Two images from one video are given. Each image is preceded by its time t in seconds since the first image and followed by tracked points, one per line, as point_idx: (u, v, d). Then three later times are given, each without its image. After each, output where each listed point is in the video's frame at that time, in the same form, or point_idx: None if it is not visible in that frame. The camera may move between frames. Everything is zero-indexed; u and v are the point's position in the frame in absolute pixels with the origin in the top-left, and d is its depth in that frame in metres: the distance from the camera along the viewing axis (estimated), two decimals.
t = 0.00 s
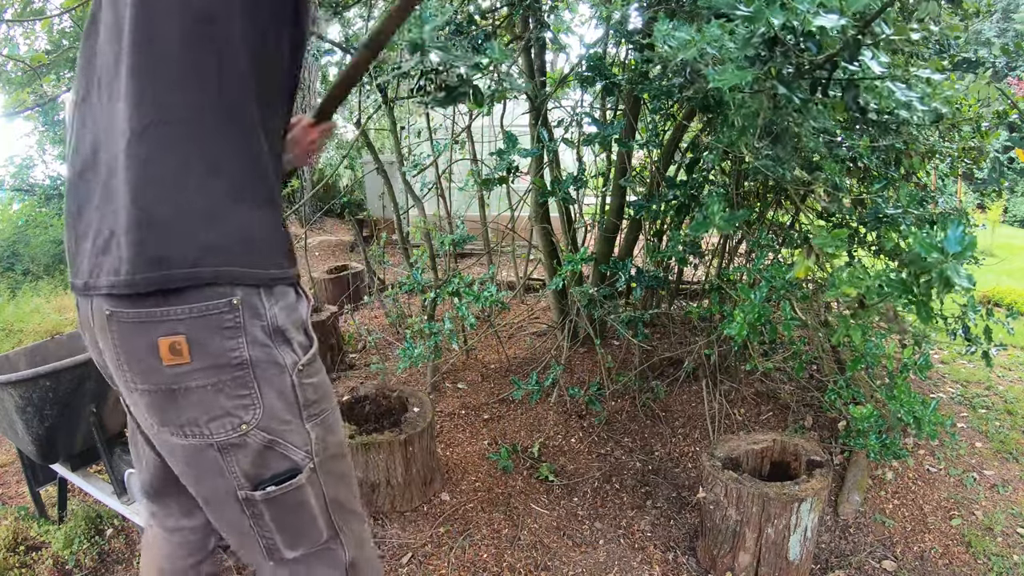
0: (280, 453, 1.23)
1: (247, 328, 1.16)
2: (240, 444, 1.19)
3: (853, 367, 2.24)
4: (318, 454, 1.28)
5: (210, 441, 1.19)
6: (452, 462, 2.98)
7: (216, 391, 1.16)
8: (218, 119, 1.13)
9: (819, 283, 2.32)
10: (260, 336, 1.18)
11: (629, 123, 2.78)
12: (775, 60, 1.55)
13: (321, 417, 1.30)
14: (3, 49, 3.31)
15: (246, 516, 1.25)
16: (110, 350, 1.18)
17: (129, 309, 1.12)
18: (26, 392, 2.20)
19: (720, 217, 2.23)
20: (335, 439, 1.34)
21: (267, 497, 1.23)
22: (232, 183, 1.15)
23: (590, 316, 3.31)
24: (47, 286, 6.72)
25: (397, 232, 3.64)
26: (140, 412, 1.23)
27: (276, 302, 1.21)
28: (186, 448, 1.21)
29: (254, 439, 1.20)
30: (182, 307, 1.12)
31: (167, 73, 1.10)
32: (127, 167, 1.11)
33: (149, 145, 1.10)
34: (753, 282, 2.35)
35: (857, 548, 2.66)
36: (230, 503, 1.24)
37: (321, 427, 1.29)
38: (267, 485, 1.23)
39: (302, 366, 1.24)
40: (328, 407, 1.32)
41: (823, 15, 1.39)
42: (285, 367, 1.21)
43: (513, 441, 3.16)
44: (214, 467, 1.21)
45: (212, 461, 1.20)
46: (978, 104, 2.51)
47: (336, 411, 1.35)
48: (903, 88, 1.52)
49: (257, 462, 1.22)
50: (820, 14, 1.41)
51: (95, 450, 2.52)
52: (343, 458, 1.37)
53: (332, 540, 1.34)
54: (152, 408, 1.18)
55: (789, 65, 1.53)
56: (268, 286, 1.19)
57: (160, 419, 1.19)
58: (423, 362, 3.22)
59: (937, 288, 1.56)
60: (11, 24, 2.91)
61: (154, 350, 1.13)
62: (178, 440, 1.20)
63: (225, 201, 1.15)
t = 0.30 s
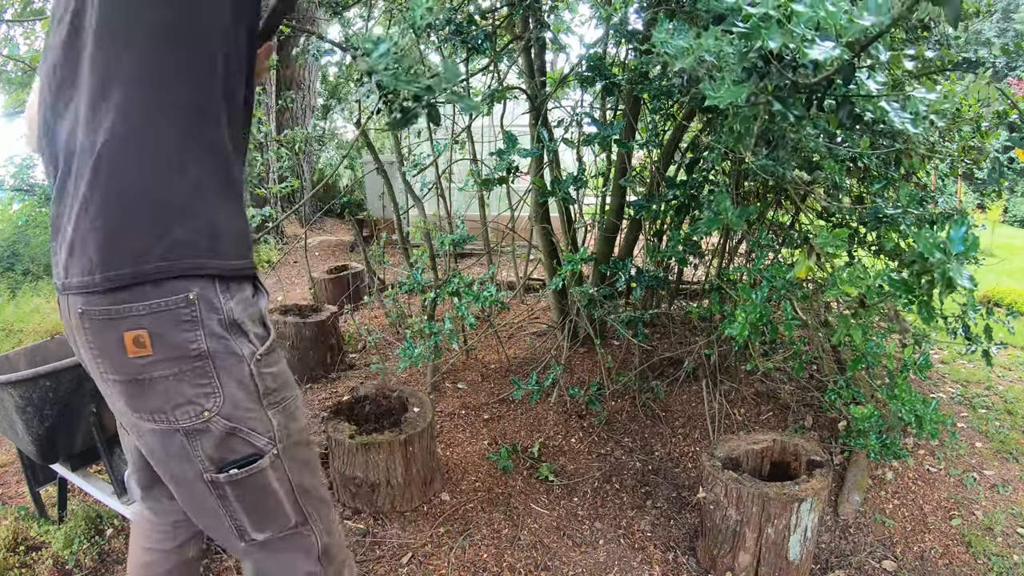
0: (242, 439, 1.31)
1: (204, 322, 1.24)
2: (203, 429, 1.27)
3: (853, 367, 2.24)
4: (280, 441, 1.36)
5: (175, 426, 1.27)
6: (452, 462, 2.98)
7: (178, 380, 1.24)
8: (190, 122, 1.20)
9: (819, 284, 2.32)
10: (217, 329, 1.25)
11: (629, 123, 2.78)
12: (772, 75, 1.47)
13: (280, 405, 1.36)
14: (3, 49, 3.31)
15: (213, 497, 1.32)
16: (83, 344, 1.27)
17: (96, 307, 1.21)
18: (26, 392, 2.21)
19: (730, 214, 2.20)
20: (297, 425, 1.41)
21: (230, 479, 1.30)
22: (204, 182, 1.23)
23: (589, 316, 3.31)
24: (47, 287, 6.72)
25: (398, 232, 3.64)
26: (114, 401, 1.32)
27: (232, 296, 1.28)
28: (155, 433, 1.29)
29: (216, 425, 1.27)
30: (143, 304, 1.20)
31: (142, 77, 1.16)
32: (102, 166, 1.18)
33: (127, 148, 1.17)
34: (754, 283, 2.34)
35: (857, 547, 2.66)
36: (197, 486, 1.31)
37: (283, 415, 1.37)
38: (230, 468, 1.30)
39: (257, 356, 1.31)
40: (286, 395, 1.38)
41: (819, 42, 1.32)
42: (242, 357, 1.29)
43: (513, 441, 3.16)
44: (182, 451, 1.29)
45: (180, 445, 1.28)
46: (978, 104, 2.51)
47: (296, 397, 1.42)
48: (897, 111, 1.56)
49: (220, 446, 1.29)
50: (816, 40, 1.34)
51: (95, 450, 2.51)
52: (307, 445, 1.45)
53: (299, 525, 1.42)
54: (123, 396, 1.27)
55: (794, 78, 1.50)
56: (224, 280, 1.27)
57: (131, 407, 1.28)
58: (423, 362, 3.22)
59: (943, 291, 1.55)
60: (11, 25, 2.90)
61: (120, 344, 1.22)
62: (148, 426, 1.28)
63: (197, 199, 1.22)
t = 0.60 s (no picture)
0: (183, 420, 1.38)
1: (144, 310, 1.33)
2: (146, 408, 1.36)
3: (853, 367, 2.24)
4: (219, 422, 1.42)
5: (124, 405, 1.37)
6: (452, 462, 2.98)
7: (124, 363, 1.35)
8: (158, 108, 1.34)
9: (819, 284, 2.32)
10: (155, 317, 1.34)
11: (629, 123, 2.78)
12: (781, 71, 1.52)
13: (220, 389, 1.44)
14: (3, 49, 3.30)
15: (158, 472, 1.40)
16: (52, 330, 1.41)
17: (56, 296, 1.34)
18: (26, 392, 2.21)
19: (733, 211, 2.19)
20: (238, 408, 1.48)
21: (172, 455, 1.38)
22: (168, 149, 1.36)
23: (589, 316, 3.31)
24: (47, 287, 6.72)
25: (397, 232, 3.64)
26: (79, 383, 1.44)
27: (172, 286, 1.37)
28: (111, 411, 1.40)
29: (157, 404, 1.36)
30: (91, 295, 1.32)
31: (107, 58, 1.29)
32: (80, 152, 1.29)
33: (100, 132, 1.29)
34: (754, 283, 2.34)
35: (857, 548, 2.66)
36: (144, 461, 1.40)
37: (223, 397, 1.44)
38: (172, 446, 1.38)
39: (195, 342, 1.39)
40: (227, 380, 1.46)
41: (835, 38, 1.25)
42: (180, 342, 1.37)
43: (513, 440, 3.16)
44: (131, 429, 1.39)
45: (129, 423, 1.38)
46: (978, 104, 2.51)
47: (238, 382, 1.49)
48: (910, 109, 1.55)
49: (162, 426, 1.37)
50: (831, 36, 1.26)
51: (95, 450, 2.51)
52: (248, 428, 1.50)
53: (242, 505, 1.47)
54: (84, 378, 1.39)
55: (801, 73, 1.49)
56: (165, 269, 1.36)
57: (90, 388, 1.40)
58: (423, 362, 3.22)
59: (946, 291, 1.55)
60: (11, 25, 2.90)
61: (75, 332, 1.34)
62: (104, 405, 1.40)
63: (165, 174, 1.36)
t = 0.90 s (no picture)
0: (159, 384, 1.52)
1: (121, 279, 1.47)
2: (123, 373, 1.49)
3: (854, 367, 2.24)
4: (194, 387, 1.56)
5: (100, 372, 1.49)
6: (452, 462, 2.98)
7: (103, 330, 1.48)
8: (132, 91, 1.49)
9: (819, 284, 2.32)
10: (133, 286, 1.48)
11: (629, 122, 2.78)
12: (785, 62, 1.50)
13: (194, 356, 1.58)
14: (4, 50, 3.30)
15: (137, 437, 1.53)
16: (30, 305, 1.54)
17: (37, 269, 1.47)
18: (26, 392, 2.22)
19: (722, 216, 2.19)
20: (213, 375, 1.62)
21: (149, 418, 1.51)
22: (143, 132, 1.52)
23: (590, 316, 3.31)
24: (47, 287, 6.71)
25: (398, 232, 3.64)
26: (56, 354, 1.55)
27: (148, 258, 1.51)
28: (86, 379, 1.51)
29: (134, 368, 1.49)
30: (71, 266, 1.45)
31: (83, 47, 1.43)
32: (63, 131, 1.44)
33: (77, 113, 1.44)
34: (754, 283, 2.34)
35: (857, 547, 2.66)
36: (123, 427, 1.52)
37: (196, 363, 1.58)
38: (149, 409, 1.51)
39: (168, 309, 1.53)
40: (201, 348, 1.60)
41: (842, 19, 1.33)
42: (155, 311, 1.51)
43: (513, 440, 3.16)
44: (107, 396, 1.50)
45: (106, 390, 1.50)
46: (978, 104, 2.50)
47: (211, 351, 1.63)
48: (915, 96, 1.52)
49: (140, 390, 1.50)
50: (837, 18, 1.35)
51: (95, 449, 2.51)
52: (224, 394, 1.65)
53: (217, 466, 1.61)
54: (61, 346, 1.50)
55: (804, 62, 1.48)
56: (139, 242, 1.50)
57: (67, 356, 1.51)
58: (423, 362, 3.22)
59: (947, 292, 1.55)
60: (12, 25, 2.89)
61: (57, 300, 1.47)
62: (80, 373, 1.51)
63: (138, 150, 1.51)
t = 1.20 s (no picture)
0: (138, 388, 1.52)
1: (111, 281, 1.48)
2: (104, 374, 1.49)
3: (854, 367, 2.23)
4: (170, 393, 1.57)
5: (80, 371, 1.49)
6: (452, 462, 2.97)
7: (87, 329, 1.47)
8: (132, 101, 1.50)
9: (819, 284, 2.32)
10: (121, 288, 1.49)
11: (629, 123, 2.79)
12: (780, 76, 1.48)
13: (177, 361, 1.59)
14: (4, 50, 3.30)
15: (112, 440, 1.52)
16: (21, 299, 1.54)
17: (30, 263, 1.47)
18: (26, 392, 2.21)
19: (727, 215, 2.19)
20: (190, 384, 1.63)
21: (125, 422, 1.50)
22: (138, 142, 1.52)
23: (590, 316, 3.31)
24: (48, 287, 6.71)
25: (397, 232, 3.64)
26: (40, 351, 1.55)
27: (139, 262, 1.52)
28: (67, 378, 1.51)
29: (116, 370, 1.49)
30: (61, 264, 1.45)
31: (88, 53, 1.44)
32: (59, 140, 1.45)
33: (74, 119, 1.44)
34: (753, 283, 2.34)
35: (857, 547, 2.66)
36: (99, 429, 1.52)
37: (176, 371, 1.59)
38: (126, 413, 1.51)
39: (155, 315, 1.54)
40: (184, 355, 1.62)
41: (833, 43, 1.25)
42: (142, 315, 1.52)
43: (513, 440, 3.16)
44: (86, 396, 1.50)
45: (85, 390, 1.50)
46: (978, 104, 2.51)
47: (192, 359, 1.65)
48: (907, 111, 1.55)
49: (119, 392, 1.50)
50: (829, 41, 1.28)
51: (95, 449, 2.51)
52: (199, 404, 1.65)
53: (185, 475, 1.60)
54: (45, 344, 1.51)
55: (798, 77, 1.45)
56: (132, 248, 1.51)
57: (50, 353, 1.51)
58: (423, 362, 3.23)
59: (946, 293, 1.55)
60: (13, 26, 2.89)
61: (44, 296, 1.47)
62: (62, 372, 1.51)
63: (133, 160, 1.51)
